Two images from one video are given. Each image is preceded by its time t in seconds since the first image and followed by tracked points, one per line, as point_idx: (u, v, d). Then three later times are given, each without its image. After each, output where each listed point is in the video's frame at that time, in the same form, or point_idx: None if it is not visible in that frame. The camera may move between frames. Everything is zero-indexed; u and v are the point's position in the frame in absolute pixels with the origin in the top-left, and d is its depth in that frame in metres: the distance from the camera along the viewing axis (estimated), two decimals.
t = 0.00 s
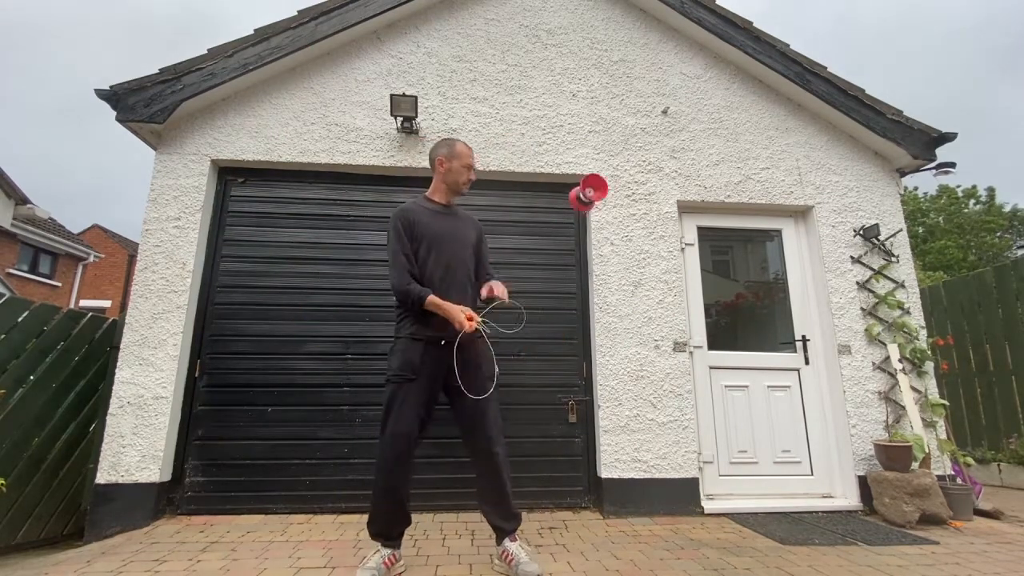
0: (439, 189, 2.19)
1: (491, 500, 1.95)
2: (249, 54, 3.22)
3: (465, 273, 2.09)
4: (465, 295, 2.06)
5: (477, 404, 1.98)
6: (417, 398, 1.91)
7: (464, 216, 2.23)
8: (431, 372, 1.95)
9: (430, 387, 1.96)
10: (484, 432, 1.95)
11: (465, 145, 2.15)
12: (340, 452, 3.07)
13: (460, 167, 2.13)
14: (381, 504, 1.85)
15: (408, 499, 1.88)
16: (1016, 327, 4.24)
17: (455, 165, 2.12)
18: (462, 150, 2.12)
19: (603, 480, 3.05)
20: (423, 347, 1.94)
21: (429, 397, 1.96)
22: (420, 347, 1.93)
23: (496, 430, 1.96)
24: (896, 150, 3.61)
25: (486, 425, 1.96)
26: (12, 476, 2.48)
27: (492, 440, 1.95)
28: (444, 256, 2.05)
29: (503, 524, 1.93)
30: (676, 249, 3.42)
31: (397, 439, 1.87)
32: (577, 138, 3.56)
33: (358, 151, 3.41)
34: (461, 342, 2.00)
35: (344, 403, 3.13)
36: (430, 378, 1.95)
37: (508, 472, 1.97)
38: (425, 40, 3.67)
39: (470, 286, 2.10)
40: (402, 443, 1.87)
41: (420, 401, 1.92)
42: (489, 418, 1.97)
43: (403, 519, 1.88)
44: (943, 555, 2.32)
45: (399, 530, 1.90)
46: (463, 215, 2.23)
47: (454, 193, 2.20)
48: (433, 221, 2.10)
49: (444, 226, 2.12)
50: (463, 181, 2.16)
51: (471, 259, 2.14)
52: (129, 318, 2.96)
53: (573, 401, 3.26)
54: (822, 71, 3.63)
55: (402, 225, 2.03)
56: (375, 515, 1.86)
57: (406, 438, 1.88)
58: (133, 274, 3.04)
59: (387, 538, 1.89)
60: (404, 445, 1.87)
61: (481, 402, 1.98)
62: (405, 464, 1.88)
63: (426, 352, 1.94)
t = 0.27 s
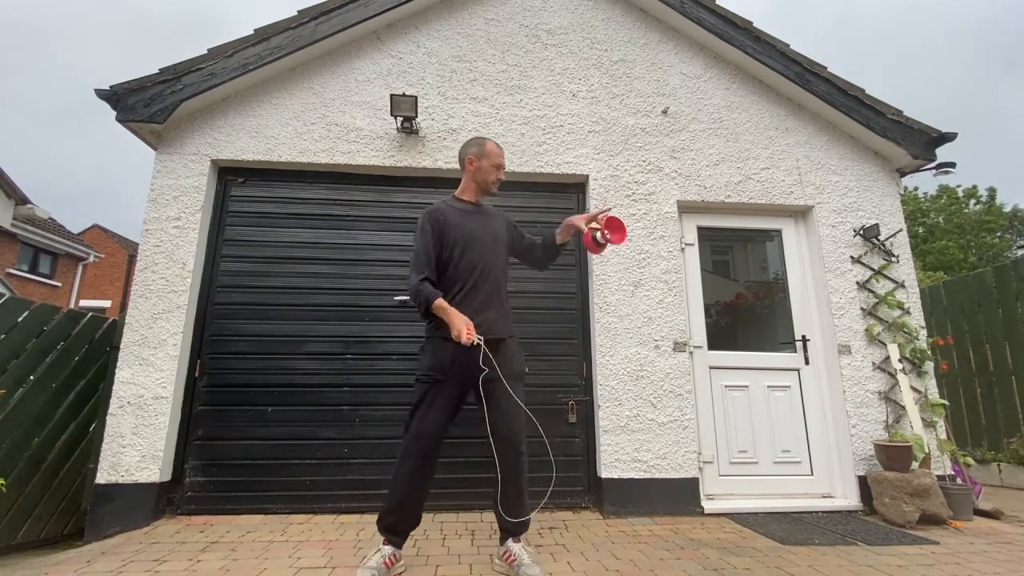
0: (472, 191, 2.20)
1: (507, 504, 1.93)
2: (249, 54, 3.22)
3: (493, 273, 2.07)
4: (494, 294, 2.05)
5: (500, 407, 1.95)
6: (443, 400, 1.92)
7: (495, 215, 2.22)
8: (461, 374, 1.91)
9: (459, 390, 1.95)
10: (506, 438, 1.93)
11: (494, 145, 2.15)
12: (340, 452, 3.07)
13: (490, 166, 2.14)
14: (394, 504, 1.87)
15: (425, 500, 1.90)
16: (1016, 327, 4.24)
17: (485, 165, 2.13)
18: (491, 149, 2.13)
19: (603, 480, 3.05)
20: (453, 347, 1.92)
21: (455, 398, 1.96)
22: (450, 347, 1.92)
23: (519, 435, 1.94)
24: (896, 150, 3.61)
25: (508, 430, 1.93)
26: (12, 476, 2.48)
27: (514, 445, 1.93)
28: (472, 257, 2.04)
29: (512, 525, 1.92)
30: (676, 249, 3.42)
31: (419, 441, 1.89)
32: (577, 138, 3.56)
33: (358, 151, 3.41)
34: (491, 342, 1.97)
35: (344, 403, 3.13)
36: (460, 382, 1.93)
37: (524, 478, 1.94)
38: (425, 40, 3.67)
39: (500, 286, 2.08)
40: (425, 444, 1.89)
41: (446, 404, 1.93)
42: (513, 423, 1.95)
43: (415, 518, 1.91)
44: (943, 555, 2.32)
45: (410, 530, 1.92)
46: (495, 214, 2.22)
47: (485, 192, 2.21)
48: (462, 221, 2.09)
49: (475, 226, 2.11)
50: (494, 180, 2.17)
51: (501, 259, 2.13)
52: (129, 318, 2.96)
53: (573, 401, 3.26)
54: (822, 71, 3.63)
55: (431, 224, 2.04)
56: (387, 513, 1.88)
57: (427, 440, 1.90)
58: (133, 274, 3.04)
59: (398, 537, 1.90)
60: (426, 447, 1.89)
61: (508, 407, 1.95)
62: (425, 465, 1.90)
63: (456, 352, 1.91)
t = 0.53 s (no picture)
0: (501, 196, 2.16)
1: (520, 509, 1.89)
2: (249, 54, 3.22)
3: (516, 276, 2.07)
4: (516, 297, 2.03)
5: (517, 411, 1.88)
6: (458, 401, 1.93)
7: (523, 219, 2.21)
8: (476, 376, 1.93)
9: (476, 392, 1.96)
10: (522, 443, 1.85)
11: (526, 149, 2.07)
12: (340, 452, 3.07)
13: (520, 171, 2.07)
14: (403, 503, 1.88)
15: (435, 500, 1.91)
16: (1016, 327, 4.24)
17: (515, 170, 2.06)
18: (521, 153, 2.05)
19: (603, 480, 3.05)
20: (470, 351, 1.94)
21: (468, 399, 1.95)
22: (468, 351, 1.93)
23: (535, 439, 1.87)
24: (896, 150, 3.61)
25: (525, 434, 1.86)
26: (12, 476, 2.48)
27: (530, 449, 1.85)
28: (495, 260, 2.05)
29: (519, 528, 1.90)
30: (676, 249, 3.42)
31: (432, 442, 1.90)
32: (577, 138, 3.56)
33: (358, 151, 3.41)
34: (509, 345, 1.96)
35: (344, 403, 3.13)
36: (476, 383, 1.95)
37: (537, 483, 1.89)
38: (425, 40, 3.67)
39: (523, 290, 2.07)
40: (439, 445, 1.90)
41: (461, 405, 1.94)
42: (530, 428, 1.87)
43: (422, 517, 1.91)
44: (943, 555, 2.32)
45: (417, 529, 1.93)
46: (524, 219, 2.21)
47: (514, 197, 2.15)
48: (487, 224, 2.11)
49: (500, 229, 2.12)
50: (523, 185, 2.10)
51: (526, 263, 2.12)
52: (129, 318, 2.96)
53: (573, 401, 3.26)
54: (822, 71, 3.63)
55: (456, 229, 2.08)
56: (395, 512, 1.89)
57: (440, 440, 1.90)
58: (133, 274, 3.04)
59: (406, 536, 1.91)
60: (437, 446, 1.90)
61: (525, 410, 1.88)
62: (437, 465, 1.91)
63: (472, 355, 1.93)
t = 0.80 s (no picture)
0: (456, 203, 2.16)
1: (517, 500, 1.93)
2: (249, 54, 3.22)
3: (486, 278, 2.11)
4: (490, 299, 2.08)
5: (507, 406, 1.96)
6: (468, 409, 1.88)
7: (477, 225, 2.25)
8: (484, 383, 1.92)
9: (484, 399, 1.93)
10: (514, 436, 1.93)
11: (474, 157, 2.14)
12: (340, 452, 3.07)
13: (469, 176, 2.12)
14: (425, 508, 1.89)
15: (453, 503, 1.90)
16: (1016, 327, 4.24)
17: (465, 175, 2.11)
18: (468, 159, 2.11)
19: (603, 480, 3.05)
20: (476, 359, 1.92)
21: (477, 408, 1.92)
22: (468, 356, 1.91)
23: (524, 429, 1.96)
24: (896, 150, 3.61)
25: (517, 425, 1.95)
26: (12, 476, 2.48)
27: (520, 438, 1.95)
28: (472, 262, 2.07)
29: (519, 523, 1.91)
30: (676, 249, 3.42)
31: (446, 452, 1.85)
32: (577, 138, 3.56)
33: (358, 151, 3.41)
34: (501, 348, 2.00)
35: (344, 403, 3.13)
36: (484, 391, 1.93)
37: (530, 472, 1.96)
38: (425, 40, 3.67)
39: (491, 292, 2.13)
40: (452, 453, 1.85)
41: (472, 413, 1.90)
42: (521, 419, 1.97)
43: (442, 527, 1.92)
44: (943, 555, 2.32)
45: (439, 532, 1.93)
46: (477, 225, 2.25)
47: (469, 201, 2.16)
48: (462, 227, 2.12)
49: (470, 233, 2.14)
50: (474, 189, 2.14)
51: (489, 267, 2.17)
52: (129, 318, 2.96)
53: (573, 401, 3.26)
54: (822, 71, 3.63)
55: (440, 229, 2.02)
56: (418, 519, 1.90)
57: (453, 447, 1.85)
58: (133, 274, 3.04)
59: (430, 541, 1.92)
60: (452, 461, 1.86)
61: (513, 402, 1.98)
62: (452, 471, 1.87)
63: (473, 360, 1.92)
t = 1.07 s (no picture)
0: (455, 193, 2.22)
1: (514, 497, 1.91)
2: (249, 54, 3.23)
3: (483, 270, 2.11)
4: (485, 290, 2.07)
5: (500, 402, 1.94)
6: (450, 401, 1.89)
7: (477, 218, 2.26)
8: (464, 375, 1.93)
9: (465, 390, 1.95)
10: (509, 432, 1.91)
11: (466, 149, 2.23)
12: (340, 452, 3.07)
13: (463, 164, 2.19)
14: (414, 503, 1.89)
15: (443, 500, 1.89)
16: (1016, 327, 4.24)
17: (461, 164, 2.18)
18: (460, 150, 2.20)
19: (603, 480, 3.06)
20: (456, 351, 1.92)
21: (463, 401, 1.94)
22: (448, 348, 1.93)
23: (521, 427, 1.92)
24: (896, 150, 3.61)
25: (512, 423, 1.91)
26: (12, 476, 2.48)
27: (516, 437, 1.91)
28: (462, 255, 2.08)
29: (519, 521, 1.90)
30: (676, 249, 3.42)
31: (429, 446, 1.87)
32: (577, 138, 3.56)
33: (358, 151, 3.41)
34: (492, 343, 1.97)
35: (344, 403, 3.13)
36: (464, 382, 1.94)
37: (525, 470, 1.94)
38: (425, 40, 3.67)
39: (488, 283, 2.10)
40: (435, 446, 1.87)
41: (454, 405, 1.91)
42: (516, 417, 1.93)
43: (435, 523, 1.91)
44: (943, 555, 2.32)
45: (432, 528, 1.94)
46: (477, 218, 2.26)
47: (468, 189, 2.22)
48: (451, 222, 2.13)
49: (462, 227, 2.15)
50: (470, 176, 2.20)
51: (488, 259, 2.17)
52: (129, 318, 2.96)
53: (573, 400, 3.26)
54: (822, 71, 3.63)
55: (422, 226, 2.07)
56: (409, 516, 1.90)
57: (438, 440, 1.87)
58: (133, 274, 3.04)
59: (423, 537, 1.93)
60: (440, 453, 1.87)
61: (508, 400, 1.94)
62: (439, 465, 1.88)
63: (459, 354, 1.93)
